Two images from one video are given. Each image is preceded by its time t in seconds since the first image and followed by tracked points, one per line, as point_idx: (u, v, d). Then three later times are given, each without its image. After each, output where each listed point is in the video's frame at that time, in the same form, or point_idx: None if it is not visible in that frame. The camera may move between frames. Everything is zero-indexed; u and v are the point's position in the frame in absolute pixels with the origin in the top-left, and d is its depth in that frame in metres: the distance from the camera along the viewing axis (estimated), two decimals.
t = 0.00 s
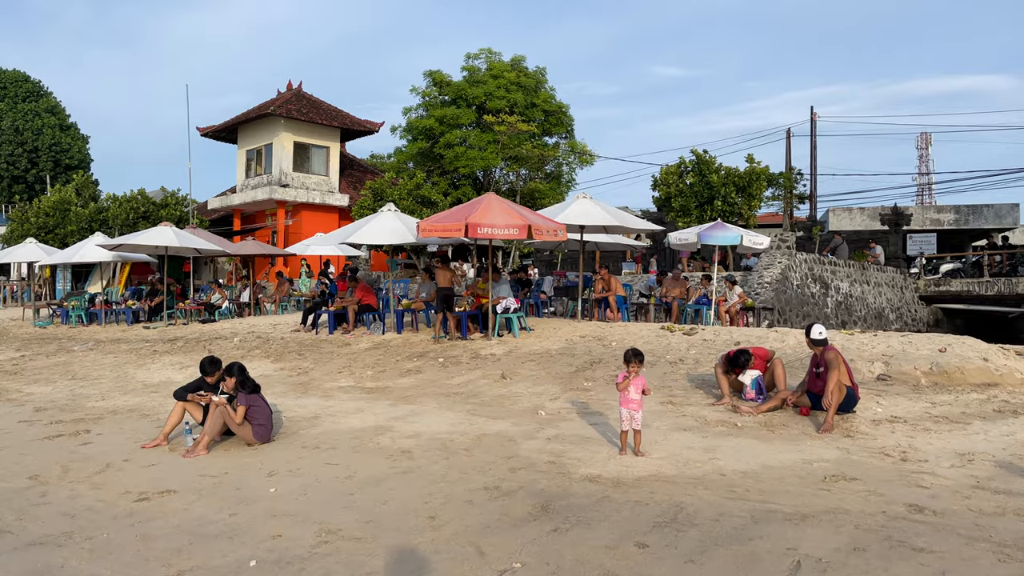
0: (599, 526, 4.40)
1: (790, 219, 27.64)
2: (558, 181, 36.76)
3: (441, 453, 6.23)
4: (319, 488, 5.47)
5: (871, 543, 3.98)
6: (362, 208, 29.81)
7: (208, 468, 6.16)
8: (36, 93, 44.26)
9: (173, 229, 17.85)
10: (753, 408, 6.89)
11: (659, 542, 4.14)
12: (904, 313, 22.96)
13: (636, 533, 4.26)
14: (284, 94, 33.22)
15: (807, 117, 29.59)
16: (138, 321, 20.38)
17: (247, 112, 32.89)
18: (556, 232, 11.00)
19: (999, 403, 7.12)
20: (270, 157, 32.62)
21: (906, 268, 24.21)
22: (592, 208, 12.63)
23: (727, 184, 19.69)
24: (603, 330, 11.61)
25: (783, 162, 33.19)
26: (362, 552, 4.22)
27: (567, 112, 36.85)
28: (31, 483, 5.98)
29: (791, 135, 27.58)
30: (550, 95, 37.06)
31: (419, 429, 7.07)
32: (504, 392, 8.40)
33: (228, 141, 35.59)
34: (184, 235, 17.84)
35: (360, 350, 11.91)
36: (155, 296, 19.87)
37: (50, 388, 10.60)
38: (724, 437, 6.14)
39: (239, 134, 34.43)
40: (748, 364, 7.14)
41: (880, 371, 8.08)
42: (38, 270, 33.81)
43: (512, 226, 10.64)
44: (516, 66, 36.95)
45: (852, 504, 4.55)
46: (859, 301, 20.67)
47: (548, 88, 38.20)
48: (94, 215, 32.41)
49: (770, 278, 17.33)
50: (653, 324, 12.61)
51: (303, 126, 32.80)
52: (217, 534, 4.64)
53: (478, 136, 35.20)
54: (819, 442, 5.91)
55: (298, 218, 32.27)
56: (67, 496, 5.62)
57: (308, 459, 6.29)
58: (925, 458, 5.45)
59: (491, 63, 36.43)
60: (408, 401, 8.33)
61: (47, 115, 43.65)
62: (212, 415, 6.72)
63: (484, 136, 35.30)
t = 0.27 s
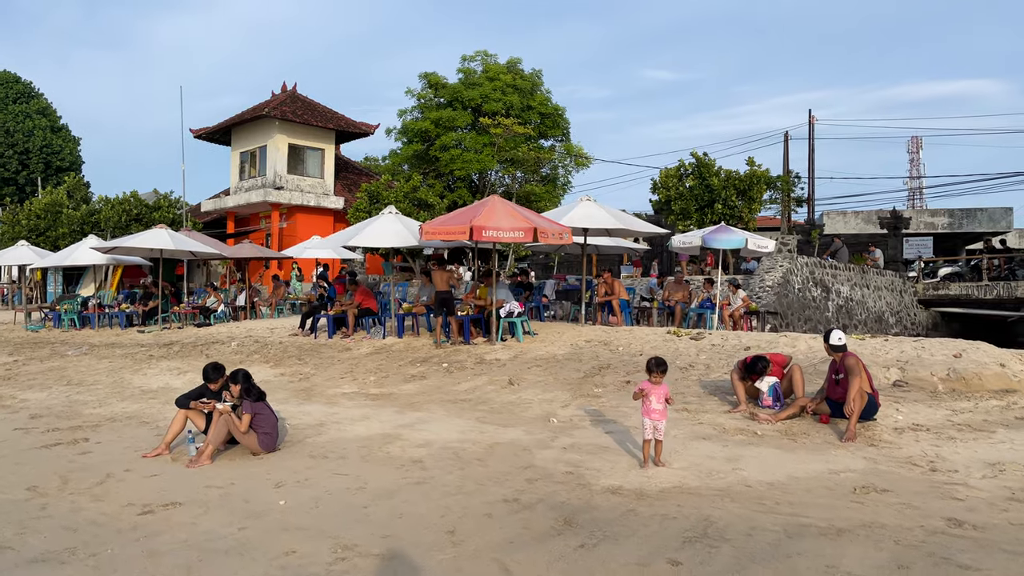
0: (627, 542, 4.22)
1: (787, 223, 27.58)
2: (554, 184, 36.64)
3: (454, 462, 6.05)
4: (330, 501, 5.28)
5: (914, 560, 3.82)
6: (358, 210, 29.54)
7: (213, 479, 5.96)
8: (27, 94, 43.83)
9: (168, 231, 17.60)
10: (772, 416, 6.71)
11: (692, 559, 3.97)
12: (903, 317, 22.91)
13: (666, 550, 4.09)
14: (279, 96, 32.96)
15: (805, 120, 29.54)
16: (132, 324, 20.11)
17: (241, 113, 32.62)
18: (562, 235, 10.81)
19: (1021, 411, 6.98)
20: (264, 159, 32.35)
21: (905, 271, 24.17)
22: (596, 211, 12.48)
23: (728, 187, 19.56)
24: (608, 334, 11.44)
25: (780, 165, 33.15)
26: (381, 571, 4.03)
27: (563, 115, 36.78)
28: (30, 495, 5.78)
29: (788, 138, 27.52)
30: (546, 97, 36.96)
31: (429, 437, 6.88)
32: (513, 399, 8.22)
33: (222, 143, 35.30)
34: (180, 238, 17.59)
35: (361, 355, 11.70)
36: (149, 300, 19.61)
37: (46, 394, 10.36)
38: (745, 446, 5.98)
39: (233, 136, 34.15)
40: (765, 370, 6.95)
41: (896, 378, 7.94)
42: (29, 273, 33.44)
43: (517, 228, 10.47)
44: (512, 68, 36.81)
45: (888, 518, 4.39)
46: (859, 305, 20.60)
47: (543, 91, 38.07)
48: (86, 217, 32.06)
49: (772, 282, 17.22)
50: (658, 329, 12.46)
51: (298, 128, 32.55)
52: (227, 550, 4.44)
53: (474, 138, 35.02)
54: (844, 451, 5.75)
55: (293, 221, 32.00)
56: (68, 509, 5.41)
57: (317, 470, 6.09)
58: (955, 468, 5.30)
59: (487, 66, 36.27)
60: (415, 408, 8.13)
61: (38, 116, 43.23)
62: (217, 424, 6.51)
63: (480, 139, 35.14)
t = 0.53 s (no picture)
0: (666, 554, 4.09)
1: (789, 226, 27.50)
2: (553, 188, 36.31)
3: (475, 470, 5.90)
4: (352, 511, 5.13)
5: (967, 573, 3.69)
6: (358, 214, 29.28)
7: (228, 488, 5.81)
8: (23, 96, 43.56)
9: (169, 234, 17.42)
10: (796, 421, 6.60)
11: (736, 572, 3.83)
12: (907, 321, 22.85)
13: (708, 563, 3.96)
14: (278, 98, 32.78)
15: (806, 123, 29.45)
16: (132, 329, 19.90)
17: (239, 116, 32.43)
18: (573, 238, 10.65)
19: None
20: (263, 162, 32.15)
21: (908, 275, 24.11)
22: (605, 214, 12.36)
23: (733, 190, 19.46)
24: (619, 339, 11.30)
25: (780, 168, 33.06)
26: None
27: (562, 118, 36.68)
28: (40, 505, 5.64)
29: (790, 141, 27.44)
30: (545, 101, 36.85)
31: (447, 444, 6.73)
32: (528, 405, 8.07)
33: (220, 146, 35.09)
34: (181, 241, 17.42)
35: (368, 359, 11.55)
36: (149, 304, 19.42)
37: (49, 400, 10.19)
38: (773, 453, 5.85)
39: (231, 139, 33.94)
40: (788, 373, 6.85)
41: (918, 383, 7.81)
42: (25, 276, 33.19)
43: (528, 231, 10.34)
44: (511, 71, 36.67)
45: (933, 529, 4.26)
46: (864, 309, 20.53)
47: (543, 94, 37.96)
48: (83, 221, 31.82)
49: (778, 286, 17.11)
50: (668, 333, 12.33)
51: (297, 131, 32.37)
52: (250, 563, 4.30)
53: (473, 142, 34.74)
54: (875, 459, 5.63)
55: (292, 224, 31.81)
56: (81, 518, 5.26)
57: (334, 478, 5.95)
58: (992, 477, 5.17)
59: (486, 69, 36.13)
60: (428, 413, 7.98)
61: (33, 119, 42.99)
62: (230, 431, 6.37)
63: (479, 142, 35.00)
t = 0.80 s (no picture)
0: (712, 563, 3.98)
1: (793, 230, 27.41)
2: (554, 191, 36.10)
3: (503, 476, 5.78)
4: (381, 517, 5.01)
5: None
6: (361, 217, 29.06)
7: (250, 494, 5.69)
8: (22, 99, 43.35)
9: (174, 237, 17.28)
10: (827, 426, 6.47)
11: None
12: (913, 324, 22.79)
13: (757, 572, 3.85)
14: (280, 101, 32.64)
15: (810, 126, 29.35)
16: (135, 332, 19.74)
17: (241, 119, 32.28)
18: (588, 241, 10.51)
19: None
20: (264, 165, 31.99)
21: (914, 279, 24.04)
22: (618, 217, 12.26)
23: (740, 193, 19.39)
24: (633, 342, 11.19)
25: (783, 171, 32.96)
26: None
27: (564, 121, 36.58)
28: (59, 512, 5.51)
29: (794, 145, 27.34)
30: (547, 104, 36.75)
31: (470, 449, 6.60)
32: (548, 409, 7.95)
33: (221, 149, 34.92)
34: (186, 244, 17.28)
35: (380, 363, 11.42)
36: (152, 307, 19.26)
37: (57, 404, 10.04)
38: (807, 459, 5.73)
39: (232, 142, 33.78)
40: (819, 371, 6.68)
41: (944, 388, 7.70)
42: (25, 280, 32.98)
43: (542, 234, 10.21)
44: (513, 74, 36.57)
45: (985, 538, 4.15)
46: (871, 313, 20.45)
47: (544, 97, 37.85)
48: (84, 224, 31.62)
49: (787, 289, 17.00)
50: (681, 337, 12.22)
51: (299, 135, 32.23)
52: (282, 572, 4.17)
53: (475, 145, 34.78)
54: (913, 466, 5.51)
55: (293, 227, 31.64)
56: (103, 526, 5.14)
57: (359, 484, 5.82)
58: None
59: (488, 72, 36.01)
60: (447, 418, 7.86)
61: (32, 122, 42.79)
62: (251, 436, 6.24)
63: (481, 145, 34.88)
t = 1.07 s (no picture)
0: None
1: (799, 233, 27.30)
2: (558, 196, 36.06)
3: (531, 485, 5.64)
4: (409, 528, 4.87)
5: None
6: (365, 220, 28.64)
7: (272, 504, 5.56)
8: (22, 103, 43.20)
9: (180, 241, 17.15)
10: (857, 434, 6.36)
11: None
12: (921, 329, 22.68)
13: None
14: (283, 104, 32.49)
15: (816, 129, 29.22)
16: (139, 337, 19.60)
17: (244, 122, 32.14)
18: (603, 244, 10.45)
19: None
20: (267, 168, 31.84)
21: (921, 283, 23.94)
22: (632, 220, 12.15)
23: (749, 197, 19.31)
24: (648, 347, 11.06)
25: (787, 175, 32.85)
26: None
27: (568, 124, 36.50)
28: (76, 522, 5.37)
29: (800, 149, 27.21)
30: (551, 107, 36.66)
31: (493, 457, 6.46)
32: (568, 415, 7.81)
33: (224, 152, 34.75)
34: (192, 247, 17.15)
35: (391, 368, 11.28)
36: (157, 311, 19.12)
37: (66, 410, 9.90)
38: (842, 467, 5.59)
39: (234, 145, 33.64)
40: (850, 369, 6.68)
41: (972, 394, 7.57)
42: (26, 284, 32.81)
43: (558, 237, 10.11)
44: (516, 78, 36.46)
45: None
46: (880, 317, 20.35)
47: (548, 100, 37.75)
48: (86, 227, 31.46)
49: (797, 293, 16.89)
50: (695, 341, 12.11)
51: (302, 138, 32.09)
52: None
53: (478, 148, 34.64)
54: (951, 475, 5.38)
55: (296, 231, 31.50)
56: (122, 537, 5.00)
57: (382, 492, 5.68)
58: None
59: (492, 75, 35.89)
60: (466, 424, 7.72)
61: (33, 125, 42.64)
62: (271, 443, 6.11)
63: (485, 149, 34.74)
